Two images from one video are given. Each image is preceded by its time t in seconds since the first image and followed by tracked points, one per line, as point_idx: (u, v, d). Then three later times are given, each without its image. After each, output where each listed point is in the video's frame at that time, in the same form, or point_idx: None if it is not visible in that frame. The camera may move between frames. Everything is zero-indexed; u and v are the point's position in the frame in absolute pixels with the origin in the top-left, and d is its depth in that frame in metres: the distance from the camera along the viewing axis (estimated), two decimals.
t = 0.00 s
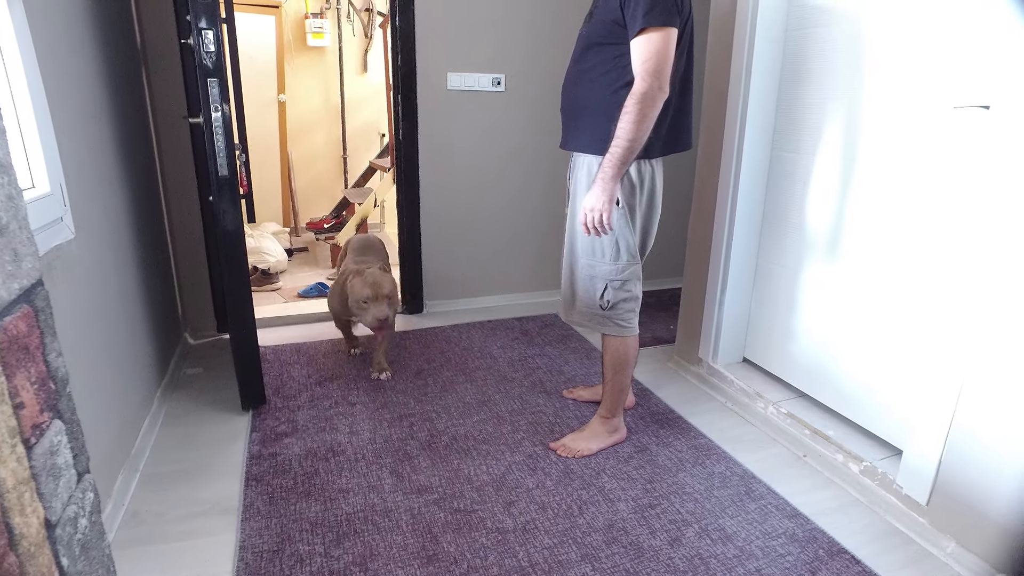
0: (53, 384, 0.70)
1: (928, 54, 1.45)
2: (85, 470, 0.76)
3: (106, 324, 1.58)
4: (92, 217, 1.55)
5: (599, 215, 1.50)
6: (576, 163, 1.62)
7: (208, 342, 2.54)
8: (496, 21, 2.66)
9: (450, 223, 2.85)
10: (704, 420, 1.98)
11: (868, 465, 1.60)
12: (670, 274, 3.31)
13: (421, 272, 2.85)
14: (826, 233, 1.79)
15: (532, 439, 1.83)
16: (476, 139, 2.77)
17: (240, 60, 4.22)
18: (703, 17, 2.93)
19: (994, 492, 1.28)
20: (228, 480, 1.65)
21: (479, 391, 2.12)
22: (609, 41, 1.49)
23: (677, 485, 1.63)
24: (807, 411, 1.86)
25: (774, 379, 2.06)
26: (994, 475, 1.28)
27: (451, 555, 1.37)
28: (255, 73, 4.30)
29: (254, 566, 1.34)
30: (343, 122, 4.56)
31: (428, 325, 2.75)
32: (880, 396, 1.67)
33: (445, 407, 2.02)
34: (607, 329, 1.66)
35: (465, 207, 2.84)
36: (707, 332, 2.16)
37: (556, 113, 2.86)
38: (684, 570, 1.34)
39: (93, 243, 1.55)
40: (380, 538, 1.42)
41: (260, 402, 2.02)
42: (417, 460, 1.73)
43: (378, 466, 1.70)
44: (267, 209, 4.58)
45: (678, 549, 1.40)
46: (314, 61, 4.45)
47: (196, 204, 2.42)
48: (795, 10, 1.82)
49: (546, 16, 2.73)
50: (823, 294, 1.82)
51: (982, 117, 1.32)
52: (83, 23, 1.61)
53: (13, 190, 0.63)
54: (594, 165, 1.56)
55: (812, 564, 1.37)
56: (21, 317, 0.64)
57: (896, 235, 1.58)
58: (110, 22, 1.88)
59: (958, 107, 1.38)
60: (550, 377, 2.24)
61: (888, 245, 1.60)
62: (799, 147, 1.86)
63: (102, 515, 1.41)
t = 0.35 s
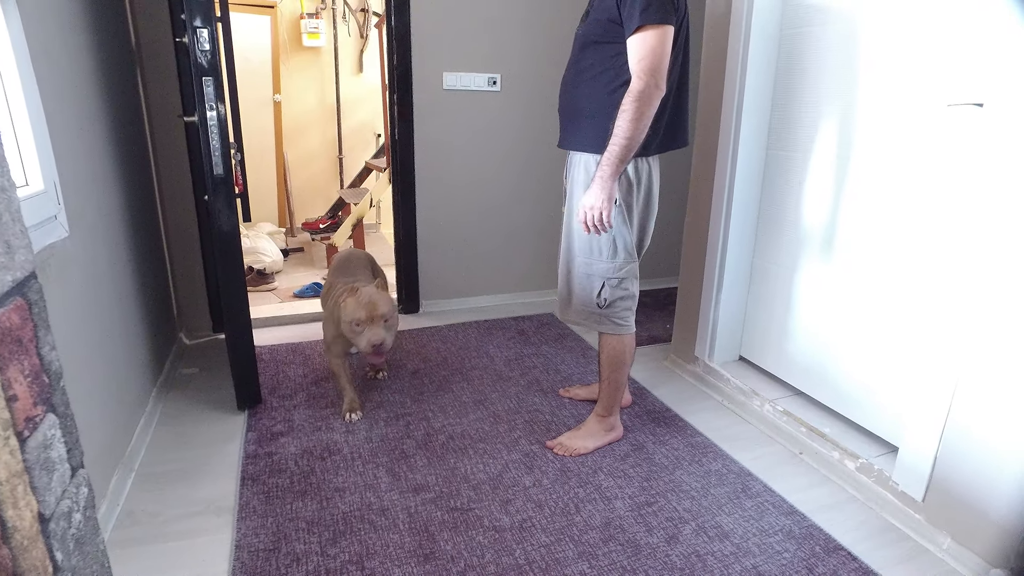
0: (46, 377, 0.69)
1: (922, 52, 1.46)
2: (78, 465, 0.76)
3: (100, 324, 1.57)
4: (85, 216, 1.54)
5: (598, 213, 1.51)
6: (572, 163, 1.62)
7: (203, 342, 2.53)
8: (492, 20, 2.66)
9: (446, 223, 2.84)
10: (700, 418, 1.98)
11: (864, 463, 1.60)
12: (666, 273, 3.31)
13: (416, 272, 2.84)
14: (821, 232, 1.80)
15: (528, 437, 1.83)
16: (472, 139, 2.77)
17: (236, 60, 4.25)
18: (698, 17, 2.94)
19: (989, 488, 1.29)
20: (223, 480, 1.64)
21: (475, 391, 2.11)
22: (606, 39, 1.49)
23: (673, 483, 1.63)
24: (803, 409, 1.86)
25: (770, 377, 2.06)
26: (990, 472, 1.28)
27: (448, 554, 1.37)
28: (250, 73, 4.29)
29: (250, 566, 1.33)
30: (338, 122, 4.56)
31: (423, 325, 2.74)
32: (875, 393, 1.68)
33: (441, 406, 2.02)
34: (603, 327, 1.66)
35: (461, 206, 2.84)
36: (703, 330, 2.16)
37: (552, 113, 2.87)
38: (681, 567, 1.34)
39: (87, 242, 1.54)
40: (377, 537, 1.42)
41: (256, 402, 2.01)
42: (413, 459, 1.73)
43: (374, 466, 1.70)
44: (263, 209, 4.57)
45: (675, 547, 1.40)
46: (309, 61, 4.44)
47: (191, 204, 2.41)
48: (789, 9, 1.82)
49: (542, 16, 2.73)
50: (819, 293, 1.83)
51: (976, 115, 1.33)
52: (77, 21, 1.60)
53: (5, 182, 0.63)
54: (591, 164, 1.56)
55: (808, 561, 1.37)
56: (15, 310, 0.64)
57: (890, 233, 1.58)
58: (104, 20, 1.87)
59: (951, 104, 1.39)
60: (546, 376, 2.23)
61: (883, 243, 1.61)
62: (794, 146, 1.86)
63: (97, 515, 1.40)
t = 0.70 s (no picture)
0: (45, 373, 0.69)
1: (917, 51, 1.47)
2: (77, 461, 0.76)
3: (98, 322, 1.57)
4: (83, 215, 1.54)
5: (620, 209, 1.48)
6: (580, 160, 1.59)
7: (201, 342, 2.52)
8: (490, 20, 2.67)
9: (444, 222, 2.84)
10: (698, 417, 1.98)
11: (861, 460, 1.61)
12: (663, 273, 3.32)
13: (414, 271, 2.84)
14: (819, 230, 1.80)
15: (527, 436, 1.83)
16: (470, 138, 2.77)
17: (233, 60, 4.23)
18: (694, 16, 2.95)
19: (985, 485, 1.29)
20: (221, 479, 1.64)
21: (473, 389, 2.12)
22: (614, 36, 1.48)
23: (671, 481, 1.64)
24: (800, 407, 1.87)
25: (767, 375, 2.07)
26: (986, 468, 1.29)
27: (446, 552, 1.37)
28: (248, 72, 4.29)
29: (248, 564, 1.33)
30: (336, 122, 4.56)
31: (421, 324, 2.74)
32: (872, 390, 1.68)
33: (439, 405, 2.02)
34: (592, 326, 1.64)
35: (459, 206, 2.84)
36: (701, 329, 2.16)
37: (549, 112, 2.87)
38: (680, 565, 1.34)
39: (84, 241, 1.54)
40: (376, 535, 1.42)
41: (254, 402, 2.01)
42: (411, 458, 1.73)
43: (372, 464, 1.70)
44: (261, 210, 4.56)
45: (673, 544, 1.40)
46: (307, 61, 4.45)
47: (189, 203, 2.41)
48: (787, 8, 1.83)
49: (540, 15, 2.74)
50: (816, 290, 1.83)
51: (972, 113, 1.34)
52: (74, 20, 1.60)
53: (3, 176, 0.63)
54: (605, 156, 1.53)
55: (806, 558, 1.37)
56: (13, 305, 0.64)
57: (887, 230, 1.59)
58: (102, 20, 1.87)
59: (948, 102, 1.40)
60: (544, 375, 2.24)
61: (879, 240, 1.61)
62: (791, 145, 1.87)
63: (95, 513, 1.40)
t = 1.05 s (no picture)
0: (39, 361, 0.69)
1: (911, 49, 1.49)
2: (72, 450, 0.76)
3: (94, 319, 1.57)
4: (78, 211, 1.54)
5: (647, 234, 1.34)
6: (589, 170, 1.47)
7: (197, 339, 2.52)
8: (487, 19, 2.67)
9: (440, 220, 2.85)
10: (694, 413, 1.99)
11: (856, 455, 1.62)
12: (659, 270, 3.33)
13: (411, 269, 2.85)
14: (817, 227, 1.82)
15: (522, 432, 1.84)
16: (466, 136, 2.78)
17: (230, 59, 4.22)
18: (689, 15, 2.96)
19: (978, 479, 1.30)
20: (218, 476, 1.64)
21: (470, 386, 2.12)
22: (630, 37, 1.35)
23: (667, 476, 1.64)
24: (795, 404, 1.88)
25: (763, 372, 2.08)
26: (979, 463, 1.30)
27: (441, 547, 1.37)
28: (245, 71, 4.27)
29: (245, 559, 1.34)
30: (333, 121, 4.56)
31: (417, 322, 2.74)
32: (869, 387, 1.70)
33: (435, 402, 2.02)
34: (637, 356, 1.46)
35: (456, 204, 2.85)
36: (696, 326, 2.17)
37: (546, 111, 2.87)
38: (674, 560, 1.35)
39: (80, 238, 1.54)
40: (372, 531, 1.42)
41: (250, 399, 2.01)
42: (407, 454, 1.73)
43: (368, 461, 1.70)
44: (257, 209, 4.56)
45: (668, 539, 1.41)
46: (303, 60, 4.45)
47: (185, 202, 2.41)
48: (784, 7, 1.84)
49: (536, 14, 2.74)
50: (813, 287, 1.85)
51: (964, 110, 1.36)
52: (70, 17, 1.60)
53: None
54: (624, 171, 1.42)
55: (800, 552, 1.38)
56: (7, 293, 0.64)
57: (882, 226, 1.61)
58: (98, 17, 1.87)
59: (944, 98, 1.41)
60: (541, 372, 2.24)
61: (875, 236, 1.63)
62: (789, 143, 1.88)
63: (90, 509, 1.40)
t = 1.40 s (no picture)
0: (23, 355, 0.70)
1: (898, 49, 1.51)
2: (57, 445, 0.77)
3: (87, 318, 1.57)
4: (70, 210, 1.54)
5: (677, 249, 1.18)
6: (604, 172, 1.29)
7: (192, 338, 2.52)
8: (481, 18, 2.68)
9: (435, 219, 2.85)
10: (687, 411, 1.99)
11: (847, 452, 1.63)
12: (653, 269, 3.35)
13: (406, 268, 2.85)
14: (809, 225, 1.83)
15: (516, 430, 1.84)
16: (461, 135, 2.78)
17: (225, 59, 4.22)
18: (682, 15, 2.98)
19: (966, 476, 1.31)
20: (211, 474, 1.64)
21: (463, 385, 2.13)
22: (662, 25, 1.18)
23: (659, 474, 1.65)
24: (787, 402, 1.90)
25: (755, 370, 2.09)
26: (967, 459, 1.30)
27: (433, 544, 1.38)
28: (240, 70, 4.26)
29: (236, 557, 1.34)
30: (328, 121, 4.56)
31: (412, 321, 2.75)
32: (858, 382, 1.71)
33: (429, 400, 2.03)
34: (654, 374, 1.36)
35: (452, 203, 2.85)
36: (689, 325, 2.19)
37: (540, 110, 2.88)
38: (665, 557, 1.35)
39: (74, 236, 1.54)
40: (365, 528, 1.43)
41: (244, 397, 2.01)
42: (401, 452, 1.74)
43: (361, 459, 1.70)
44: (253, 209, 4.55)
45: (659, 536, 1.41)
46: (299, 60, 4.45)
47: (179, 201, 2.41)
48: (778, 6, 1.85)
49: (531, 13, 2.75)
50: (804, 285, 1.86)
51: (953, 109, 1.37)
52: (63, 15, 1.60)
53: None
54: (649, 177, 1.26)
55: (790, 548, 1.39)
56: None
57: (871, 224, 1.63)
58: (91, 16, 1.87)
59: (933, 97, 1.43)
60: (535, 371, 2.24)
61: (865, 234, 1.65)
62: (780, 141, 1.90)
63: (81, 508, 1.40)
